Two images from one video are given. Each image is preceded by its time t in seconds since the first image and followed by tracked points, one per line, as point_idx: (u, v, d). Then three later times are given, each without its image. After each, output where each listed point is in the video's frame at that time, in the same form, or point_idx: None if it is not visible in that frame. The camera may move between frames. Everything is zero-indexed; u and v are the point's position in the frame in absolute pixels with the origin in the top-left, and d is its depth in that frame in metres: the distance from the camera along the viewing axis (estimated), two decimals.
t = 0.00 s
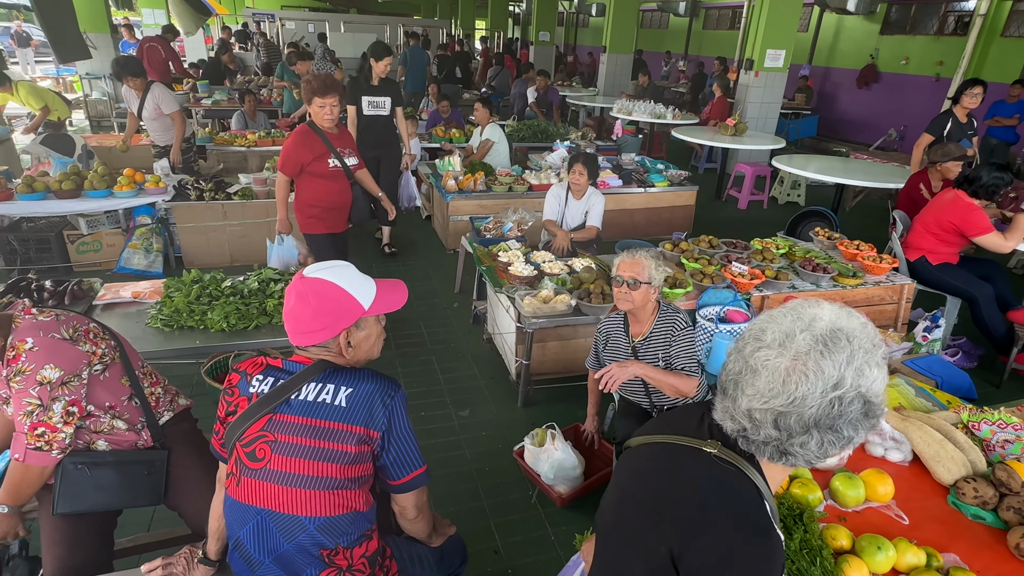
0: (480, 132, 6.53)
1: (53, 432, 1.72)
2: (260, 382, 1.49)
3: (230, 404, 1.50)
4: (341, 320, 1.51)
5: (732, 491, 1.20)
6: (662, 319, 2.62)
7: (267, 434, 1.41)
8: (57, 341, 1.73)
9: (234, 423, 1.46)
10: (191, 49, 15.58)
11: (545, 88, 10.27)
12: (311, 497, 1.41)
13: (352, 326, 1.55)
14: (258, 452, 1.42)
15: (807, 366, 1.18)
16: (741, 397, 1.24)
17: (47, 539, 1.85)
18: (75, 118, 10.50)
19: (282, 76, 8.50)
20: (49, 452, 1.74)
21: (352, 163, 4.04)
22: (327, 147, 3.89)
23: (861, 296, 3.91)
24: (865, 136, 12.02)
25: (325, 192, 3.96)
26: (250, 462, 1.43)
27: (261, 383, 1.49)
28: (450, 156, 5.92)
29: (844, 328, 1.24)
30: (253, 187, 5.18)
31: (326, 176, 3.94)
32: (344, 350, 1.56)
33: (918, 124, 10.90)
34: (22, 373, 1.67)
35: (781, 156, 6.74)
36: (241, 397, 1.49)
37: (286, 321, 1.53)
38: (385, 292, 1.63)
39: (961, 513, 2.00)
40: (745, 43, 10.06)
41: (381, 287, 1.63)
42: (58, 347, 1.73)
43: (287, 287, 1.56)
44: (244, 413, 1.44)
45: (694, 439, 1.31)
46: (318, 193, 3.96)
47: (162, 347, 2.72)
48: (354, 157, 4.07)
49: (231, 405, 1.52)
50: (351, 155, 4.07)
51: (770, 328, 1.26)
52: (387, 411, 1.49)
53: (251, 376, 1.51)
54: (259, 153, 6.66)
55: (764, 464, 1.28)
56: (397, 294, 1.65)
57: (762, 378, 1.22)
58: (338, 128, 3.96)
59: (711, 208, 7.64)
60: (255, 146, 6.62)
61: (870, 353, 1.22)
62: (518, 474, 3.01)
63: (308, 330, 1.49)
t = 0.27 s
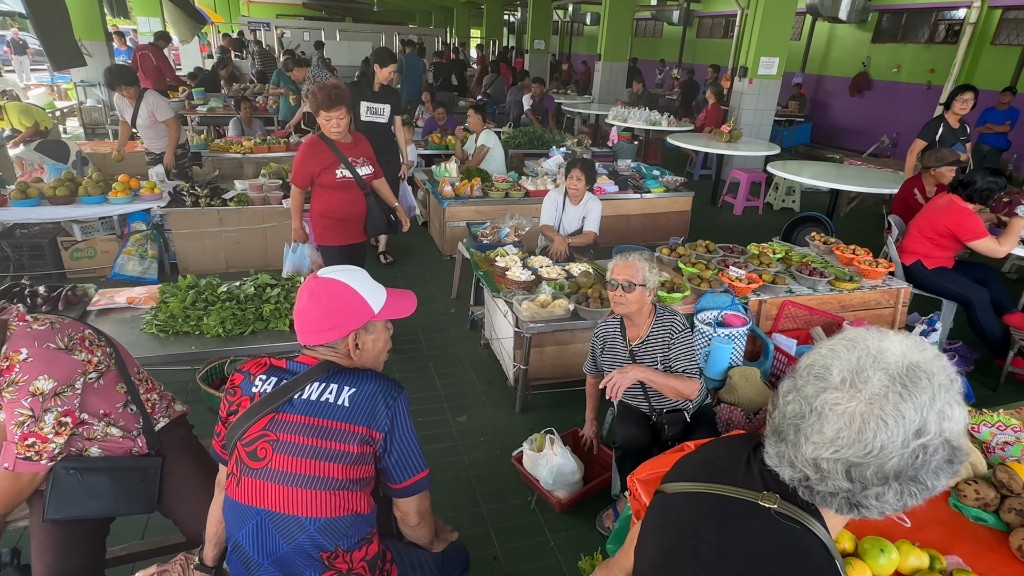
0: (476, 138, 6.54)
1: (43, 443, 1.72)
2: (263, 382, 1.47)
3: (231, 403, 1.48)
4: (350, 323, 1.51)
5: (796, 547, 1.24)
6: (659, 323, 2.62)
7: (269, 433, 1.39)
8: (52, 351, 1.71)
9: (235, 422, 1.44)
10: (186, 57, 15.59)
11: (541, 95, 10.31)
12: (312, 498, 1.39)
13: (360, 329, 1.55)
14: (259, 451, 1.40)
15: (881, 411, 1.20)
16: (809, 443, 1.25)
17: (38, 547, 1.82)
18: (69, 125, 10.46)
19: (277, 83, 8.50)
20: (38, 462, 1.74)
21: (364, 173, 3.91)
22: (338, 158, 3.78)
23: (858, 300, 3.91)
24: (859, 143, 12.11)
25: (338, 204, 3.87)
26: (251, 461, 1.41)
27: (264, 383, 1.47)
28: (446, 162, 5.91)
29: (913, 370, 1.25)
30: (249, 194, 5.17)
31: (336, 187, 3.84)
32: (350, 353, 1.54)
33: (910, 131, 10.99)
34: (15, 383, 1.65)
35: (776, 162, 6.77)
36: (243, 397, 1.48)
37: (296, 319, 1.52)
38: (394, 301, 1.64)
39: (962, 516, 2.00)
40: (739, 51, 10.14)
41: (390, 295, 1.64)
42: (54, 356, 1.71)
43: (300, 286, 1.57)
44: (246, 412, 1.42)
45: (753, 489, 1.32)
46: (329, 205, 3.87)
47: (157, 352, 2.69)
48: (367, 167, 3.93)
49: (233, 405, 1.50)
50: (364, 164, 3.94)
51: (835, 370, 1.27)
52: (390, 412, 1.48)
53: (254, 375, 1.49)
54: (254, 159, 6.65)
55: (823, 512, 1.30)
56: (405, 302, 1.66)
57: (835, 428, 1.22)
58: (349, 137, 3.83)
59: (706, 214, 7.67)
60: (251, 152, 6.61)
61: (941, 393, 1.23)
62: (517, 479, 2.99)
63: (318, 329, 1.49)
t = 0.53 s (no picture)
0: (474, 145, 6.54)
1: (42, 447, 1.68)
2: (256, 388, 1.45)
3: (224, 411, 1.46)
4: (338, 327, 1.48)
5: None
6: (660, 326, 2.61)
7: (263, 441, 1.38)
8: (48, 353, 1.69)
9: (228, 429, 1.42)
10: (184, 65, 15.61)
11: (538, 103, 10.35)
12: (308, 507, 1.37)
13: (350, 332, 1.52)
14: (253, 459, 1.38)
15: None
16: (927, 540, 1.00)
17: (30, 555, 1.79)
18: (66, 133, 10.45)
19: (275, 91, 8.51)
20: (37, 467, 1.70)
21: (370, 182, 3.80)
22: (342, 166, 3.69)
23: (857, 305, 3.91)
24: (854, 151, 12.18)
25: (341, 212, 3.80)
26: (244, 470, 1.39)
27: (257, 389, 1.45)
28: (444, 169, 5.91)
29: None
30: (246, 200, 5.15)
31: (339, 196, 3.77)
32: (341, 357, 1.52)
33: (905, 139, 11.05)
34: (11, 387, 1.62)
35: (773, 169, 6.79)
36: (235, 404, 1.46)
37: (284, 326, 1.50)
38: (384, 300, 1.61)
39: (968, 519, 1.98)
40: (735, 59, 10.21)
41: (381, 294, 1.62)
42: (50, 359, 1.69)
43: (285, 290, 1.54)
44: (240, 419, 1.41)
45: None
46: (333, 213, 3.81)
47: (154, 358, 2.66)
48: (374, 176, 3.81)
49: (225, 412, 1.48)
50: (371, 174, 3.79)
51: (963, 446, 1.01)
52: (387, 418, 1.46)
53: (247, 382, 1.47)
54: (252, 166, 6.64)
55: None
56: (396, 301, 1.63)
57: (969, 527, 0.96)
58: (359, 145, 3.71)
59: (704, 221, 7.68)
60: (249, 160, 6.61)
61: None
62: (517, 486, 2.96)
63: (305, 334, 1.46)
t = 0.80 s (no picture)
0: (474, 152, 6.55)
1: (42, 453, 1.67)
2: (245, 402, 1.44)
3: (213, 425, 1.44)
4: (321, 338, 1.47)
5: None
6: (663, 331, 2.60)
7: (253, 457, 1.36)
8: (49, 358, 1.69)
9: (218, 445, 1.41)
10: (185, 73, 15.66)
11: (538, 111, 10.38)
12: (302, 523, 1.36)
13: (335, 341, 1.50)
14: (244, 476, 1.37)
15: None
16: (982, 558, 1.16)
17: (30, 563, 1.77)
18: (67, 141, 10.46)
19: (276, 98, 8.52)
20: (36, 472, 1.69)
21: (378, 195, 3.60)
22: (352, 177, 3.52)
23: (858, 311, 3.91)
24: (853, 157, 12.22)
25: (348, 223, 3.63)
26: (237, 487, 1.38)
27: (246, 403, 1.44)
28: (445, 176, 5.91)
29: None
30: (247, 207, 5.16)
31: (346, 208, 3.60)
32: (328, 367, 1.51)
33: (904, 146, 11.08)
34: (12, 392, 1.61)
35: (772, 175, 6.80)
36: (224, 418, 1.44)
37: (265, 341, 1.48)
38: (368, 303, 1.59)
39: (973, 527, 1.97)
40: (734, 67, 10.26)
41: (362, 297, 1.59)
42: (50, 363, 1.68)
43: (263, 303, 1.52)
44: (229, 435, 1.39)
45: None
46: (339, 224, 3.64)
47: (154, 364, 2.65)
48: (384, 189, 3.61)
49: (215, 426, 1.46)
50: (381, 187, 3.59)
51: None
52: (381, 430, 1.44)
53: (235, 395, 1.46)
54: (253, 173, 6.65)
55: None
56: (382, 304, 1.61)
57: None
58: (372, 156, 3.52)
59: (704, 228, 7.69)
60: (249, 167, 6.61)
61: None
62: (518, 494, 2.95)
63: (288, 349, 1.45)
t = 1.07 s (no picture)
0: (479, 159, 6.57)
1: (47, 455, 1.66)
2: (245, 410, 1.43)
3: (214, 433, 1.43)
4: (322, 343, 1.47)
5: None
6: (666, 336, 2.59)
7: (256, 466, 1.35)
8: (57, 360, 1.69)
9: (219, 455, 1.40)
10: (191, 80, 15.77)
11: (541, 118, 10.41)
12: (306, 532, 1.35)
13: (336, 346, 1.50)
14: (246, 486, 1.36)
15: None
16: None
17: (34, 565, 1.76)
18: (73, 147, 10.52)
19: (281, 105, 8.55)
20: (41, 476, 1.68)
21: (405, 208, 3.38)
22: (379, 186, 3.32)
23: (864, 318, 3.89)
24: (856, 165, 12.22)
25: (371, 235, 3.40)
26: (239, 497, 1.37)
27: (247, 411, 1.43)
28: (449, 182, 5.93)
29: None
30: (252, 213, 5.17)
31: (370, 218, 3.38)
32: (330, 371, 1.51)
33: (907, 153, 11.09)
34: (20, 394, 1.61)
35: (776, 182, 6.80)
36: (225, 425, 1.43)
37: (266, 346, 1.47)
38: (370, 308, 1.59)
39: (983, 534, 1.95)
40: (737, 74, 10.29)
41: (365, 302, 1.59)
42: (58, 366, 1.68)
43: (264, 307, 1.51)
44: (230, 444, 1.38)
45: None
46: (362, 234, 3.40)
47: (160, 369, 2.65)
48: (412, 203, 3.40)
49: (215, 434, 1.45)
50: (408, 199, 3.38)
51: None
52: (384, 437, 1.43)
53: (236, 403, 1.45)
54: (258, 180, 6.67)
55: None
56: (385, 308, 1.60)
57: None
58: (402, 167, 3.33)
59: (707, 234, 7.68)
60: (254, 173, 6.63)
61: None
62: (523, 500, 2.93)
63: (288, 354, 1.44)
